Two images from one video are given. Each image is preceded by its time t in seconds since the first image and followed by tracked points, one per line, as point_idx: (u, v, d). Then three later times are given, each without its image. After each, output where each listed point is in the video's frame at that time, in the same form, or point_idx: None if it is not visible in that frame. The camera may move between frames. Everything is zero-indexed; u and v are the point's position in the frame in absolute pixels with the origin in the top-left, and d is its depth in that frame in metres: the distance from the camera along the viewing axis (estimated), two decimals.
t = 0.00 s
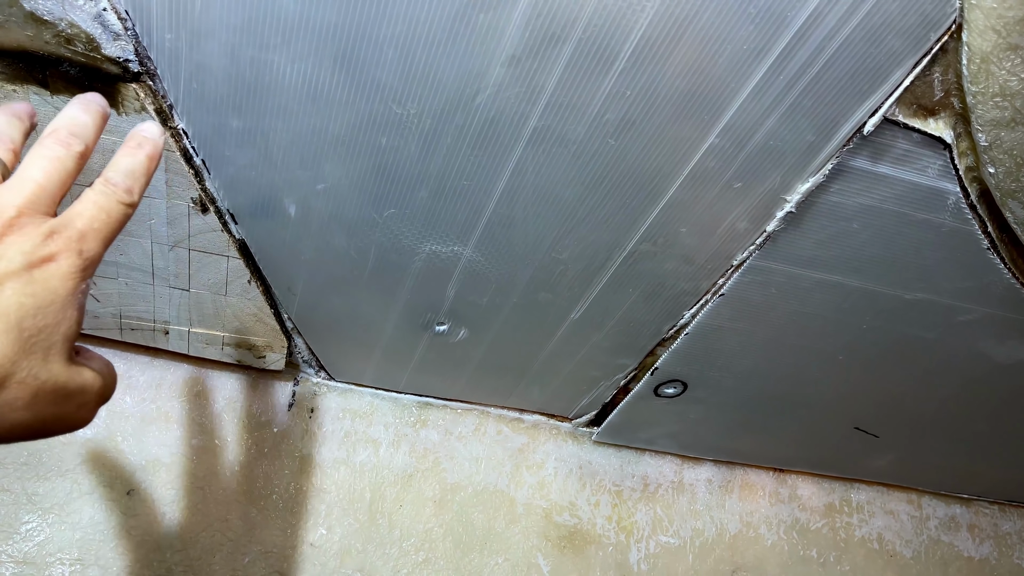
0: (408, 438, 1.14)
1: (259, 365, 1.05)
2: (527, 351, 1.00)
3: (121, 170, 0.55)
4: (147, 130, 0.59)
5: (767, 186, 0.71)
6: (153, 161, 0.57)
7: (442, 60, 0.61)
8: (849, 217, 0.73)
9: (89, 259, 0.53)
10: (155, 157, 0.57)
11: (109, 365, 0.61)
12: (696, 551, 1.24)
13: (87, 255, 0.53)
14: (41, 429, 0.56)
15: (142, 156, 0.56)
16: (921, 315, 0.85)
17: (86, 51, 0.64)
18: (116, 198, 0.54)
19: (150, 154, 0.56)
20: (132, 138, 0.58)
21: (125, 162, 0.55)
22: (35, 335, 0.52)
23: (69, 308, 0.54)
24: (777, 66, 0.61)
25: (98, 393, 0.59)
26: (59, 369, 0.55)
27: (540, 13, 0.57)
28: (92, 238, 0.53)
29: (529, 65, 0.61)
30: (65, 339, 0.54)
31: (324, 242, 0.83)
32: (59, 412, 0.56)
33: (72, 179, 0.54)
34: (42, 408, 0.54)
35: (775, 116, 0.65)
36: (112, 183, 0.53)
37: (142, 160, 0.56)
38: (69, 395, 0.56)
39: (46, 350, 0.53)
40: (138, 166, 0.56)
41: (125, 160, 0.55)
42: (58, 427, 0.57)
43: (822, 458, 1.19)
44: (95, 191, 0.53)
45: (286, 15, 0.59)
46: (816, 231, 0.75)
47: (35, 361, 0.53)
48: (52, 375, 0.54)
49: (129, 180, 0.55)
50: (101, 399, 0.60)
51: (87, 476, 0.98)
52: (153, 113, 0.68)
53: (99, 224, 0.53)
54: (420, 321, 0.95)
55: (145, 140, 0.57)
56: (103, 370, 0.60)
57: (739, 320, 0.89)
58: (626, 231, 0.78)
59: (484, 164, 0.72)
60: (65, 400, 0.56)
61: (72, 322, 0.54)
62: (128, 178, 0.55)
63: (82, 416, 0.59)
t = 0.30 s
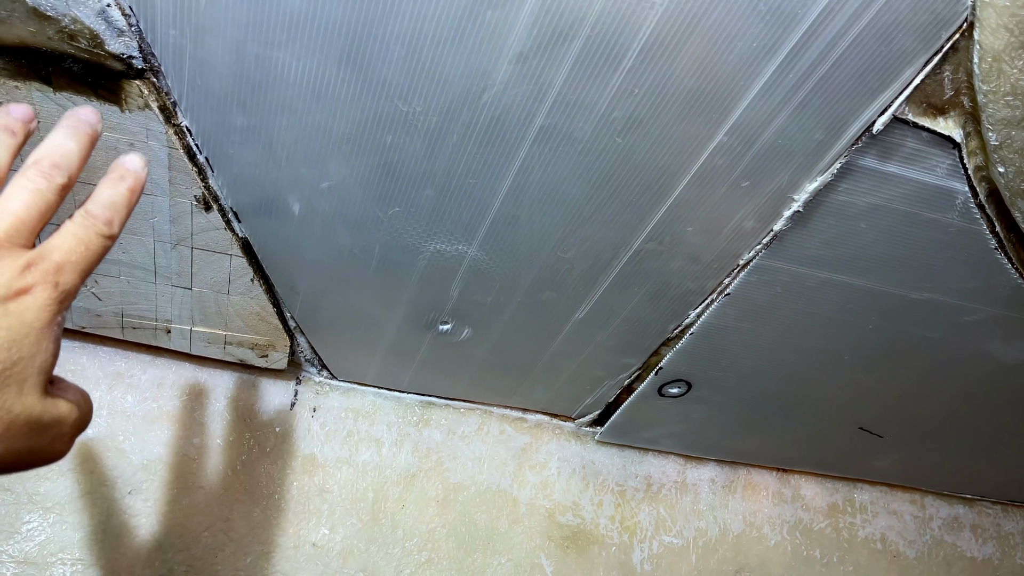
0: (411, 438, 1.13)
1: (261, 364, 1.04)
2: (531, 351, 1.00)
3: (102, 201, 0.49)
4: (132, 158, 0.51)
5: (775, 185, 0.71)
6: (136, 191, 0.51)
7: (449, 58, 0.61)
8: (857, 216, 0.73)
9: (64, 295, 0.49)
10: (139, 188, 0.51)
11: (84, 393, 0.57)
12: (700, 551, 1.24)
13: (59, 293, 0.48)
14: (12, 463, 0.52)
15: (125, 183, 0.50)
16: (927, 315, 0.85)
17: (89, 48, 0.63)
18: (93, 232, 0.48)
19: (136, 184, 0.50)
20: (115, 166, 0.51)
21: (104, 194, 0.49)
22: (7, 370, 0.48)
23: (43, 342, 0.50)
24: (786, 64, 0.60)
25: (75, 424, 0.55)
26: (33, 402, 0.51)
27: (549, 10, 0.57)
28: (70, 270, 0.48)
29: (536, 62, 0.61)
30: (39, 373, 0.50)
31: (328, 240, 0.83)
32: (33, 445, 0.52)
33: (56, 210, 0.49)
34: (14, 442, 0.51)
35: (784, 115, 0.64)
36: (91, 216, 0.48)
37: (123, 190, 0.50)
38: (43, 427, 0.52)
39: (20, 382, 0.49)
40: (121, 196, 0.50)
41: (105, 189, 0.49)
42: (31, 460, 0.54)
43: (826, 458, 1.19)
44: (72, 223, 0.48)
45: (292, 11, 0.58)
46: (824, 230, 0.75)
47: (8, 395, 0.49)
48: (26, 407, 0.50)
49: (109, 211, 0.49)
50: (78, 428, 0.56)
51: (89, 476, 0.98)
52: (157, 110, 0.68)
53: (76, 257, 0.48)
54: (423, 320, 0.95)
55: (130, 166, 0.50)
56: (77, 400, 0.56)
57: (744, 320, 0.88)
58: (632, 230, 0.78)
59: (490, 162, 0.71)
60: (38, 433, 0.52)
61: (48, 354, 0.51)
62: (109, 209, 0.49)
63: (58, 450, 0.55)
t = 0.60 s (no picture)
0: (410, 433, 1.13)
1: (260, 358, 1.03)
2: (531, 346, 0.99)
3: (111, 263, 0.55)
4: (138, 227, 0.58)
5: (777, 179, 0.71)
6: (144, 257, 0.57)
7: (451, 48, 0.60)
8: (860, 210, 0.73)
9: (70, 344, 0.52)
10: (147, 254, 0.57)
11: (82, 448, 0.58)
12: (699, 547, 1.23)
13: (67, 341, 0.52)
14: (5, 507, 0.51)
15: (134, 248, 0.56)
16: (929, 310, 0.85)
17: (88, 37, 0.62)
18: (103, 289, 0.54)
19: (144, 250, 0.57)
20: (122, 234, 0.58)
21: (116, 256, 0.55)
22: (17, 406, 0.49)
23: (51, 382, 0.51)
24: (791, 56, 0.60)
25: (72, 470, 0.56)
26: (37, 441, 0.51)
27: None
28: (81, 317, 0.52)
29: (539, 53, 0.60)
30: (45, 413, 0.51)
31: (328, 233, 0.82)
32: (31, 487, 0.52)
33: (62, 269, 0.54)
34: (14, 481, 0.50)
35: (787, 107, 0.64)
36: (100, 273, 0.54)
37: (133, 253, 0.56)
38: (44, 468, 0.52)
39: (25, 423, 0.50)
40: (129, 260, 0.56)
41: (117, 252, 0.55)
42: (25, 507, 0.53)
43: (826, 454, 1.19)
44: (85, 280, 0.53)
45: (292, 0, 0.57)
46: (826, 224, 0.75)
47: (14, 430, 0.50)
48: (30, 446, 0.51)
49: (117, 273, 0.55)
50: (76, 476, 0.56)
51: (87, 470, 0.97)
52: (155, 100, 0.68)
53: (87, 307, 0.52)
54: (423, 314, 0.94)
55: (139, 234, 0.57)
56: (77, 450, 0.57)
57: (746, 315, 0.88)
58: (634, 224, 0.78)
59: (492, 154, 0.71)
60: (39, 474, 0.52)
61: (52, 398, 0.52)
62: (118, 270, 0.55)
63: (55, 497, 0.54)
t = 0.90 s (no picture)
0: (403, 431, 1.13)
1: (252, 356, 1.03)
2: (523, 344, 0.99)
3: (208, 221, 0.50)
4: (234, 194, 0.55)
5: (766, 179, 0.71)
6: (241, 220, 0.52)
7: (440, 48, 0.60)
8: (848, 210, 0.73)
9: (166, 296, 0.47)
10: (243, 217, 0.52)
11: (175, 399, 0.53)
12: (690, 545, 1.24)
13: (162, 291, 0.47)
14: (91, 464, 0.49)
15: (230, 212, 0.51)
16: (918, 309, 0.85)
17: (77, 36, 0.62)
18: (198, 245, 0.49)
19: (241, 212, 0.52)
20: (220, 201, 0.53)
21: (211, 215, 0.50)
22: (93, 367, 0.45)
23: (135, 342, 0.47)
24: (779, 56, 0.60)
25: (159, 430, 0.52)
26: (116, 406, 0.47)
27: None
28: (171, 275, 0.48)
29: (528, 53, 0.60)
30: (127, 375, 0.47)
31: (319, 232, 0.82)
32: (111, 448, 0.48)
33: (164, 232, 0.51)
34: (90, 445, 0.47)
35: (776, 107, 0.64)
36: (197, 229, 0.49)
37: (229, 215, 0.51)
38: (124, 431, 0.48)
39: (104, 383, 0.46)
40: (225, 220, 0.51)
41: (212, 213, 0.51)
42: (111, 463, 0.50)
43: (817, 452, 1.20)
44: (179, 236, 0.49)
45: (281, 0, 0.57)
46: (815, 224, 0.75)
47: (88, 394, 0.45)
48: (106, 410, 0.46)
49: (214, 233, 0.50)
50: (160, 436, 0.52)
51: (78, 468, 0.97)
52: (145, 99, 0.68)
53: (182, 262, 0.48)
54: (415, 313, 0.94)
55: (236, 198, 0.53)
56: (167, 404, 0.52)
57: (736, 314, 0.88)
58: (624, 223, 0.78)
59: (483, 154, 0.71)
60: (119, 437, 0.48)
61: (137, 358, 0.47)
62: (213, 229, 0.50)
63: (137, 455, 0.51)
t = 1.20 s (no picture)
0: (396, 428, 1.14)
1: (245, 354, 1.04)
2: (516, 342, 1.00)
3: (297, 186, 0.53)
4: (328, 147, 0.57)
5: (755, 178, 0.71)
6: (330, 180, 0.54)
7: (432, 48, 0.61)
8: (837, 209, 0.73)
9: (245, 280, 0.52)
10: (332, 177, 0.54)
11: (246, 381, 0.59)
12: (682, 541, 1.25)
13: (240, 277, 0.51)
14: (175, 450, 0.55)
15: (318, 171, 0.53)
16: (906, 307, 0.86)
17: (71, 37, 0.62)
18: (287, 215, 0.52)
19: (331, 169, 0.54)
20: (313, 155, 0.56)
21: (301, 177, 0.53)
22: (169, 364, 0.51)
23: (214, 332, 0.52)
24: (767, 58, 0.60)
25: (235, 413, 0.58)
26: (192, 397, 0.53)
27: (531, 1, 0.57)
28: (249, 260, 0.52)
29: (519, 54, 0.61)
30: (201, 368, 0.52)
31: (312, 231, 0.83)
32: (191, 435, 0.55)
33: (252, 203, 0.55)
34: (171, 436, 0.53)
35: (764, 108, 0.65)
36: (286, 198, 0.52)
37: (318, 177, 0.53)
38: (201, 418, 0.55)
39: (179, 378, 0.51)
40: (314, 183, 0.53)
41: (303, 175, 0.53)
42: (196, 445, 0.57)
43: (808, 449, 1.21)
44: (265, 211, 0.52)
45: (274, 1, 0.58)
46: (804, 223, 0.76)
47: (162, 391, 0.51)
48: (182, 402, 0.52)
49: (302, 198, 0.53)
50: (238, 418, 0.58)
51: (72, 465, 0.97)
52: (139, 99, 0.68)
53: (260, 244, 0.52)
54: (408, 310, 0.95)
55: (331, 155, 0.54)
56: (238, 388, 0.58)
57: (726, 311, 0.89)
58: (616, 221, 0.78)
59: (474, 153, 0.71)
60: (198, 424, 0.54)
61: (212, 347, 0.53)
62: (303, 194, 0.52)
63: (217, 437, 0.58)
